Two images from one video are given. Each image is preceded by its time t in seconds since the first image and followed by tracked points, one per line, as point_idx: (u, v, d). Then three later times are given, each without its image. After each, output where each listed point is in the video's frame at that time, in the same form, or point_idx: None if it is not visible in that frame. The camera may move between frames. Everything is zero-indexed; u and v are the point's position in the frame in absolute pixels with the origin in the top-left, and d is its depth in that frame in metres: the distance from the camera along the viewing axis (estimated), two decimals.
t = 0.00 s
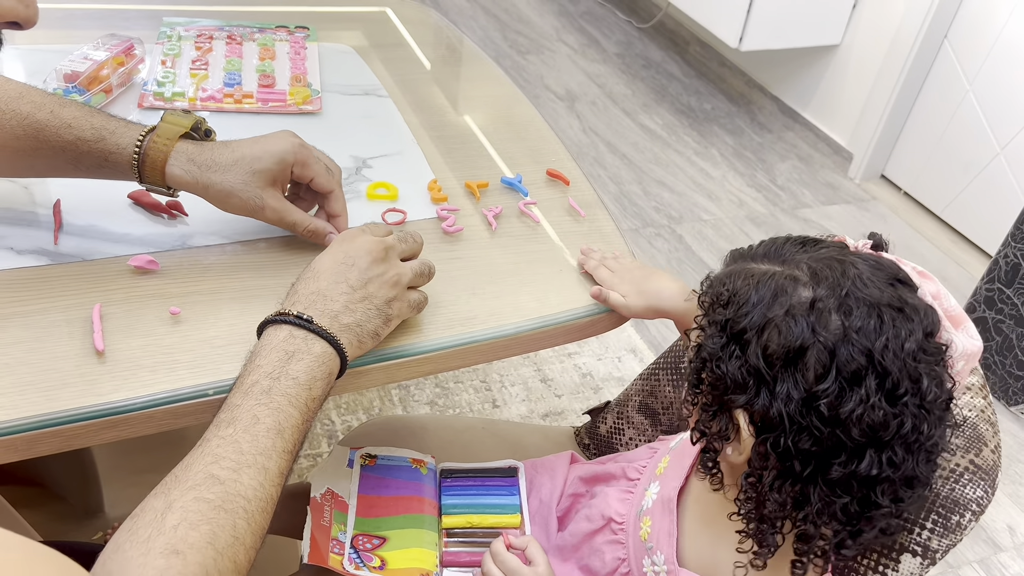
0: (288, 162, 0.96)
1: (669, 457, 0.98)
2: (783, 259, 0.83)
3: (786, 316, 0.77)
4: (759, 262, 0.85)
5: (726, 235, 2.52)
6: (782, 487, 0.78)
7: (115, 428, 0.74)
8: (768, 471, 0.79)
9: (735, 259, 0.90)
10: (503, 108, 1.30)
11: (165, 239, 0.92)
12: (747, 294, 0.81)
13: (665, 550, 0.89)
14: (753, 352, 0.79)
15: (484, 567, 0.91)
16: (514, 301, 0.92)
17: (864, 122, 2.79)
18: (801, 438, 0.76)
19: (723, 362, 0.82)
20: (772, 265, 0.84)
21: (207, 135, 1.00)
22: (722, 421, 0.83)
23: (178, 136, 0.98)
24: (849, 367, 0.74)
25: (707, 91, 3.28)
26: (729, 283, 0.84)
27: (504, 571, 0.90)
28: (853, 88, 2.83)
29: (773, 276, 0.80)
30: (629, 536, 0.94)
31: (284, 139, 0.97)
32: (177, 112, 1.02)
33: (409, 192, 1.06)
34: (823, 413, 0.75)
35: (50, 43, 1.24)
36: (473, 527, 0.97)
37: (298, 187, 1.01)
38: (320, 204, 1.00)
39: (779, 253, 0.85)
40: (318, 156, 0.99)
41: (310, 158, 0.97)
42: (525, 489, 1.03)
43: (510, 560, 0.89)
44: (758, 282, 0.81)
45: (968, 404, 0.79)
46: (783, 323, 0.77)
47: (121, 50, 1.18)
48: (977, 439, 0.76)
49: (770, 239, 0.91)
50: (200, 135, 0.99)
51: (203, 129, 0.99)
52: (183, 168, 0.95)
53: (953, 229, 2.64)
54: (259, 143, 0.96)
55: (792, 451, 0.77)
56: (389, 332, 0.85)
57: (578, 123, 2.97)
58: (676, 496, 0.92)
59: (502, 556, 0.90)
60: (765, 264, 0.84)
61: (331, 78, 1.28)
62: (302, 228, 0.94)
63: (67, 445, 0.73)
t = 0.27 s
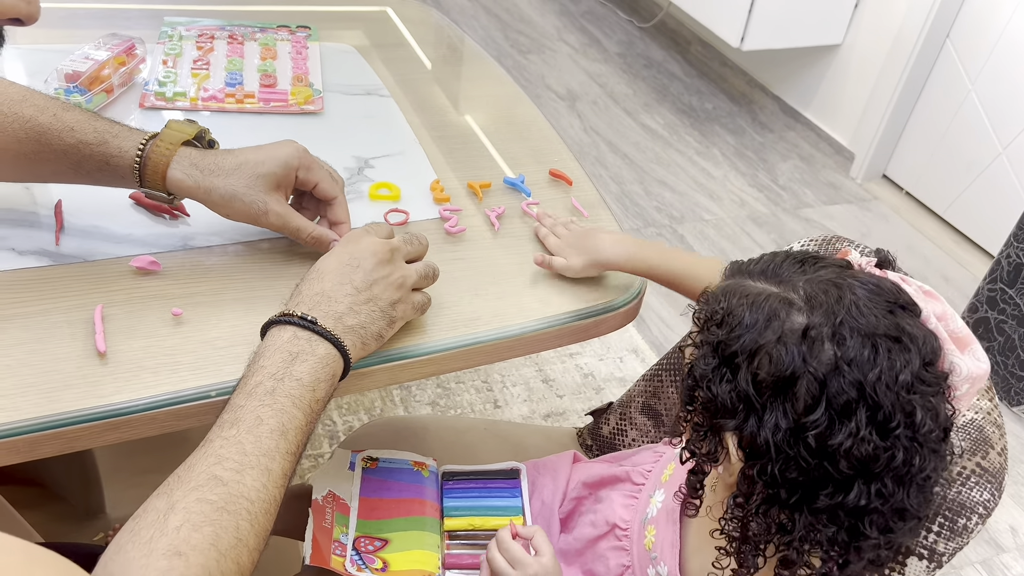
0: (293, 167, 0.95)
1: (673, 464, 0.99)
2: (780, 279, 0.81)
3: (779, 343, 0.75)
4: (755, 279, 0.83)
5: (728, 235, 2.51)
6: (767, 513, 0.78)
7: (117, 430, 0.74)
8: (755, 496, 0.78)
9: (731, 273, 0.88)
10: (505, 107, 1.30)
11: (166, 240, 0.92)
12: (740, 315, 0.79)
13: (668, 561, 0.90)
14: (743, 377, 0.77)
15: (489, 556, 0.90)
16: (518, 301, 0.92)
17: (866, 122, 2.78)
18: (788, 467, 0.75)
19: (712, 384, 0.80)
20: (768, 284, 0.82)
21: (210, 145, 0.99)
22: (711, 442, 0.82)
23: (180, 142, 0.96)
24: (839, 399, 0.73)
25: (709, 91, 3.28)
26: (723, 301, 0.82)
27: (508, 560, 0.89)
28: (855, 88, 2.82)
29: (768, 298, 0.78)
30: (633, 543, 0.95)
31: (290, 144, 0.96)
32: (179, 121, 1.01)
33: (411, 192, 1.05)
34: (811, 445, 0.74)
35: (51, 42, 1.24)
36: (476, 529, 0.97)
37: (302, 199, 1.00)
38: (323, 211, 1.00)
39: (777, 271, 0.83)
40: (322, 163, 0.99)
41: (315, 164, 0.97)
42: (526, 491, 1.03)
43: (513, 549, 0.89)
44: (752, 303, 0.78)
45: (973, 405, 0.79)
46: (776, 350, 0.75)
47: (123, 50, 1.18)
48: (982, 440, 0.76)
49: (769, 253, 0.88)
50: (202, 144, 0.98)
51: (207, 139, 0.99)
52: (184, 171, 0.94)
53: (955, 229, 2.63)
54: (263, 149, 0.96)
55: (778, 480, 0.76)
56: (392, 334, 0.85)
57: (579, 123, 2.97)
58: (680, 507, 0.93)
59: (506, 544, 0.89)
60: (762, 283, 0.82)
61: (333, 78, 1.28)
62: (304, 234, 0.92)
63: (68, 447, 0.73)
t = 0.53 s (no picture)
0: (296, 166, 0.95)
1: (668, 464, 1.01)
2: (724, 282, 0.84)
3: (722, 351, 0.78)
4: (701, 284, 0.86)
5: (729, 234, 2.51)
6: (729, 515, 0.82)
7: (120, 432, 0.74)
8: (717, 502, 0.83)
9: (682, 277, 0.90)
10: (507, 107, 1.30)
11: (169, 241, 0.92)
12: (684, 325, 0.82)
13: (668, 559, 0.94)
14: (692, 386, 0.81)
15: (498, 542, 0.91)
16: (521, 303, 0.91)
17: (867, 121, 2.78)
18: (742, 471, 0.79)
19: (665, 394, 0.84)
20: (713, 289, 0.84)
21: (213, 142, 0.98)
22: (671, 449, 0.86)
23: (183, 141, 0.96)
24: (782, 401, 0.76)
25: (710, 89, 3.27)
26: (669, 310, 0.84)
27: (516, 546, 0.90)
28: (857, 86, 2.82)
29: (710, 306, 0.81)
30: (636, 545, 0.97)
31: (291, 142, 0.96)
32: (178, 117, 1.00)
33: (414, 193, 1.05)
34: (760, 447, 0.77)
35: (53, 42, 1.24)
36: (480, 531, 0.97)
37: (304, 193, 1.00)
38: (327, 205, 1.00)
39: (722, 274, 0.85)
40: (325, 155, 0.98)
41: (317, 159, 0.96)
42: (529, 492, 1.02)
43: (522, 535, 0.90)
44: (695, 312, 0.81)
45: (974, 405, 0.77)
46: (719, 358, 0.78)
47: (126, 49, 1.18)
48: (988, 442, 0.75)
49: (718, 255, 0.90)
50: (204, 141, 0.97)
51: (208, 136, 0.98)
52: (187, 174, 0.93)
53: (957, 228, 2.63)
54: (265, 148, 0.95)
55: (734, 484, 0.80)
56: (396, 335, 0.85)
57: (580, 122, 2.97)
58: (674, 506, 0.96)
59: (514, 531, 0.91)
60: (706, 288, 0.84)
61: (334, 77, 1.27)
62: (311, 228, 0.93)
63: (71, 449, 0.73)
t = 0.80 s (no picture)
0: (307, 173, 0.95)
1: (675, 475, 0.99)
2: (724, 286, 0.82)
3: (712, 355, 0.77)
4: (703, 287, 0.84)
5: (729, 233, 2.51)
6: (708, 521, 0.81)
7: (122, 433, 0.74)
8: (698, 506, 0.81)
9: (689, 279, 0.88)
10: (507, 106, 1.29)
11: (170, 241, 0.91)
12: (681, 327, 0.80)
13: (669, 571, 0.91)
14: (682, 389, 0.79)
15: (499, 539, 0.92)
16: (523, 302, 0.91)
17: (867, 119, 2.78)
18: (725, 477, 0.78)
19: (658, 395, 0.82)
20: (713, 293, 0.82)
21: (225, 146, 0.97)
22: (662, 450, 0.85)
23: (196, 147, 0.95)
24: (768, 409, 0.74)
25: (710, 87, 3.27)
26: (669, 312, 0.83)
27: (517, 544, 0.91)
28: (857, 84, 2.82)
29: (706, 309, 0.79)
30: (636, 554, 0.95)
31: (302, 149, 0.95)
32: (191, 120, 0.99)
33: (415, 192, 1.05)
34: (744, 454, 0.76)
35: (53, 41, 1.24)
36: (480, 533, 0.97)
37: (318, 194, 0.99)
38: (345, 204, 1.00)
39: (724, 278, 0.83)
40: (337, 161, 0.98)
41: (329, 166, 0.95)
42: (530, 494, 1.02)
43: (523, 533, 0.90)
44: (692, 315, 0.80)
45: (979, 406, 0.78)
46: (710, 362, 0.77)
47: (126, 48, 1.18)
48: (992, 442, 0.75)
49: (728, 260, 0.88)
50: (218, 145, 0.97)
51: (221, 140, 0.97)
52: (200, 182, 0.93)
53: (957, 226, 2.63)
54: (276, 155, 0.95)
55: (713, 488, 0.79)
56: (397, 337, 0.85)
57: (580, 120, 2.97)
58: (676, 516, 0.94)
59: (516, 529, 0.91)
60: (707, 291, 0.83)
61: (335, 76, 1.27)
62: (326, 224, 0.94)
63: (73, 449, 0.72)
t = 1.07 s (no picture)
0: (308, 174, 0.95)
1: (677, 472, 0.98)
2: (766, 286, 0.80)
3: (764, 358, 0.75)
4: (742, 287, 0.82)
5: (729, 231, 2.51)
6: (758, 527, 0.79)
7: (125, 431, 0.74)
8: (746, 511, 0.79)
9: (719, 278, 0.87)
10: (507, 103, 1.29)
11: (171, 239, 0.91)
12: (727, 329, 0.78)
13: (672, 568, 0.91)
14: (731, 392, 0.78)
15: (507, 534, 0.92)
16: (524, 300, 0.92)
17: (865, 117, 2.78)
18: (776, 480, 0.76)
19: (702, 397, 0.80)
20: (755, 292, 0.81)
21: (230, 148, 0.98)
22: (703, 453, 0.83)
23: (201, 147, 0.96)
24: (826, 412, 0.73)
25: (708, 85, 3.27)
26: (710, 312, 0.81)
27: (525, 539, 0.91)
28: (855, 82, 2.82)
29: (753, 310, 0.77)
30: (637, 551, 0.94)
31: (305, 150, 0.96)
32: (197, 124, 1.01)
33: (416, 190, 1.05)
34: (800, 457, 0.74)
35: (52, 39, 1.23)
36: (481, 531, 0.97)
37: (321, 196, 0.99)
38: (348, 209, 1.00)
39: (763, 277, 0.82)
40: (339, 165, 0.98)
41: (330, 169, 0.95)
42: (530, 491, 1.03)
43: (532, 529, 0.91)
44: (738, 316, 0.78)
45: (980, 403, 0.78)
46: (762, 364, 0.75)
47: (126, 47, 1.17)
48: (992, 439, 0.75)
49: (759, 257, 0.87)
50: (222, 147, 0.98)
51: (225, 141, 0.98)
52: (204, 180, 0.94)
53: (956, 223, 2.63)
54: (280, 155, 0.96)
55: (768, 493, 0.76)
56: (399, 336, 0.85)
57: (579, 118, 2.96)
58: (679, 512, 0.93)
59: (525, 524, 0.92)
60: (748, 291, 0.81)
61: (335, 74, 1.27)
62: (326, 228, 0.94)
63: (76, 448, 0.73)
